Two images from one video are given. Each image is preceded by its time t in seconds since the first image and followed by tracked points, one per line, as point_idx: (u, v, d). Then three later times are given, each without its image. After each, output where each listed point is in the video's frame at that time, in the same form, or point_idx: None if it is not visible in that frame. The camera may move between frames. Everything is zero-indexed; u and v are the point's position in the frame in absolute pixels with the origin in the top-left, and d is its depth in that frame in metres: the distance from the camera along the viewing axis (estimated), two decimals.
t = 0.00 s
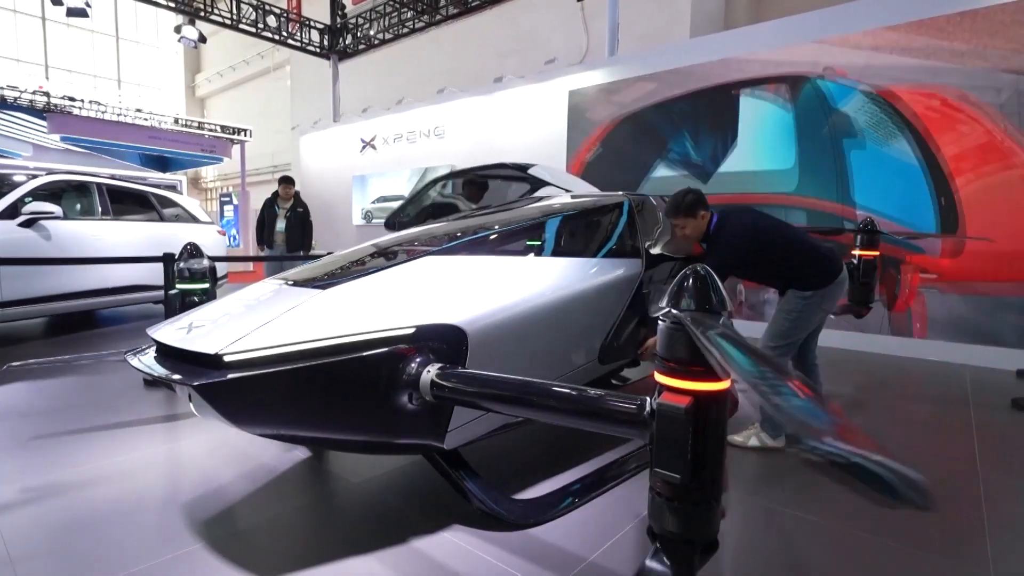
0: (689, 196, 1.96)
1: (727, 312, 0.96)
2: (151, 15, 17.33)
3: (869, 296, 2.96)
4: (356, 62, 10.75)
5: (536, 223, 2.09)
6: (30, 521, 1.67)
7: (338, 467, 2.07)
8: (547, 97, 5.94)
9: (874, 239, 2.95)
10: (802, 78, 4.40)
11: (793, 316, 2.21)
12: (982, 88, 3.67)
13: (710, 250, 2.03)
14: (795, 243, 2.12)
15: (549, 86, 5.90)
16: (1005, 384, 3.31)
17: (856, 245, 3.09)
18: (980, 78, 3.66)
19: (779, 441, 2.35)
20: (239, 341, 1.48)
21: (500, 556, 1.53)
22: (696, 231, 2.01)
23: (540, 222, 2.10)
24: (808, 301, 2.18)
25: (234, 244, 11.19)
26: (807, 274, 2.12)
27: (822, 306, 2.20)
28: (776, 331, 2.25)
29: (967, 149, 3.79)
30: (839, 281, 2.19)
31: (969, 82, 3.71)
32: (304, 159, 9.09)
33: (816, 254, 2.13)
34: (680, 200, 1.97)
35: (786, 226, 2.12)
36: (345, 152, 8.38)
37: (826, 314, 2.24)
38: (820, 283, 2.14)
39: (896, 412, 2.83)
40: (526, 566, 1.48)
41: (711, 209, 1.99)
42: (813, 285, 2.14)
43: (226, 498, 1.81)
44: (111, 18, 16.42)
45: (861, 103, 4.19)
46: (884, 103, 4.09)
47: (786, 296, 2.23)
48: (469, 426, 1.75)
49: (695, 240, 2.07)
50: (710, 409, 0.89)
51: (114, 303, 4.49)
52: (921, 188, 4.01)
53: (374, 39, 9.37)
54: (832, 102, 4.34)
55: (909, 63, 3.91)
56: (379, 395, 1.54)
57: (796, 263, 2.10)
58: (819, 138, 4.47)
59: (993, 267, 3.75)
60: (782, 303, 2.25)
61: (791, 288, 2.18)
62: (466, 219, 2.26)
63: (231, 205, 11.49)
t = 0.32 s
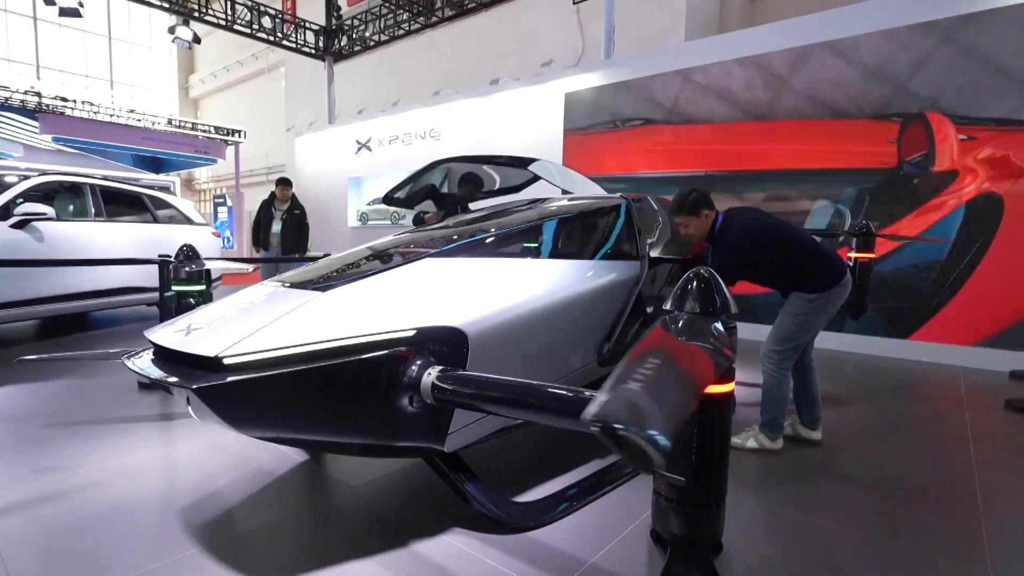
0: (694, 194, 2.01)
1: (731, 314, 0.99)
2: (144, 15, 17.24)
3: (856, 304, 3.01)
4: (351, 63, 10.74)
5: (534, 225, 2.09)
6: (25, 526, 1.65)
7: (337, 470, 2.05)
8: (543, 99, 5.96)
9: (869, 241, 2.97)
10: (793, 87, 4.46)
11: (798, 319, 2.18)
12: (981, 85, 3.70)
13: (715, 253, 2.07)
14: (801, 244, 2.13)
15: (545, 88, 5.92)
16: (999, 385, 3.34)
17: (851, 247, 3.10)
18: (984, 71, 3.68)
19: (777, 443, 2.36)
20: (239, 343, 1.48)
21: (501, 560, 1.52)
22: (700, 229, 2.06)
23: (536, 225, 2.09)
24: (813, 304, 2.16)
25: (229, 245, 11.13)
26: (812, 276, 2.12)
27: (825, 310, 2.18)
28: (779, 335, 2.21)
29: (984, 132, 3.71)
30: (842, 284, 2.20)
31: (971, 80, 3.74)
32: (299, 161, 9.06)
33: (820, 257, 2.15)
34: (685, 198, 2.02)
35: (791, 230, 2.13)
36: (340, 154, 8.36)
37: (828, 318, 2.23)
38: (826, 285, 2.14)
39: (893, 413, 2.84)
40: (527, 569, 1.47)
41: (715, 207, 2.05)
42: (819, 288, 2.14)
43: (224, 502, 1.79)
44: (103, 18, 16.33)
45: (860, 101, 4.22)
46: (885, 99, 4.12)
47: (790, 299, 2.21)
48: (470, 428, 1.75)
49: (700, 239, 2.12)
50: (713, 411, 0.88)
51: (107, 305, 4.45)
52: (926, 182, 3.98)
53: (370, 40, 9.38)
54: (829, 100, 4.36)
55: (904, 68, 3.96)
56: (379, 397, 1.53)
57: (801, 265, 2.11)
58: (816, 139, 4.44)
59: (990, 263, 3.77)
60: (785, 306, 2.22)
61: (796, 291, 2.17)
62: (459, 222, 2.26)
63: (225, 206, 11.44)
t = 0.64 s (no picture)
0: (699, 185, 2.10)
1: (733, 318, 0.96)
2: (129, 17, 17.05)
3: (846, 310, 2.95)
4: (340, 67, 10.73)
5: (527, 229, 2.09)
6: (11, 537, 1.60)
7: (330, 476, 2.03)
8: (534, 104, 5.99)
9: (858, 245, 3.02)
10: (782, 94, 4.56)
11: (796, 321, 2.18)
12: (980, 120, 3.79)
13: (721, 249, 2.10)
14: (802, 248, 2.15)
15: (536, 93, 5.95)
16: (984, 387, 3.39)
17: (840, 251, 3.14)
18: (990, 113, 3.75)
19: (770, 445, 2.37)
20: (233, 348, 1.45)
21: (499, 565, 1.51)
22: (705, 220, 2.13)
23: (529, 229, 2.10)
24: (811, 307, 2.16)
25: (215, 249, 11.00)
26: (812, 280, 2.14)
27: (822, 314, 2.19)
28: (774, 338, 2.21)
29: (977, 171, 3.83)
30: (840, 289, 2.20)
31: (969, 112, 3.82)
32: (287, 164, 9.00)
33: (820, 262, 2.16)
34: (693, 187, 2.10)
35: (795, 234, 2.14)
36: (329, 158, 8.32)
37: (826, 322, 2.23)
38: (825, 289, 2.15)
39: (881, 415, 2.88)
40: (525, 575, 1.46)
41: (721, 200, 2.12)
42: (819, 291, 2.15)
43: (218, 509, 1.77)
44: (88, 20, 16.13)
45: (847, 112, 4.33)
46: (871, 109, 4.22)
47: (787, 301, 2.21)
48: (464, 434, 1.74)
49: (706, 231, 2.18)
50: (716, 413, 0.89)
51: (91, 310, 4.38)
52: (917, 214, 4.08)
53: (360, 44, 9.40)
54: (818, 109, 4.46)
55: (891, 75, 4.07)
56: (376, 403, 1.52)
57: (800, 267, 2.13)
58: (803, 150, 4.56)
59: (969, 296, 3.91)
60: (782, 309, 2.22)
61: (794, 294, 2.18)
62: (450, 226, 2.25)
63: (212, 210, 11.32)
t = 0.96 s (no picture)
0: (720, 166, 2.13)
1: (735, 321, 0.94)
2: (115, 18, 16.87)
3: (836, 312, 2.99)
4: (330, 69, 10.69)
5: (520, 233, 2.08)
6: None
7: (322, 482, 2.00)
8: (525, 108, 6.00)
9: (848, 247, 3.05)
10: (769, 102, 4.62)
11: (795, 325, 2.18)
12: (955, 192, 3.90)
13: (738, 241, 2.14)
14: (811, 248, 2.16)
15: (527, 97, 5.97)
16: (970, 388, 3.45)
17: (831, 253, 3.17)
18: (977, 220, 3.83)
19: (764, 447, 2.40)
20: (228, 353, 1.43)
21: (496, 570, 1.50)
22: (723, 201, 2.17)
23: (522, 233, 2.09)
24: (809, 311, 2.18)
25: (203, 252, 10.88)
26: (815, 282, 2.17)
27: (819, 318, 2.20)
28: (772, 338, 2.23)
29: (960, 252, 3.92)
30: (840, 296, 2.22)
31: (953, 205, 3.91)
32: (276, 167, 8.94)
33: (825, 264, 2.17)
34: (710, 171, 2.14)
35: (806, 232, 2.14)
36: (319, 161, 8.27)
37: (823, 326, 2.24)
38: (827, 293, 2.18)
39: (872, 416, 2.90)
40: None
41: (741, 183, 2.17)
42: (824, 292, 2.18)
43: (210, 517, 1.74)
44: (72, 21, 15.93)
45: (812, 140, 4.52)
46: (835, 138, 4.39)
47: (789, 299, 2.24)
48: (461, 438, 1.72)
49: (723, 214, 2.23)
50: (720, 417, 0.88)
51: (77, 314, 4.31)
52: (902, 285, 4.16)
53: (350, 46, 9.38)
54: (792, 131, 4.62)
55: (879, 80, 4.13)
56: (373, 408, 1.51)
57: (802, 267, 2.15)
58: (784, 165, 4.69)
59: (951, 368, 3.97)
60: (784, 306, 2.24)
61: (795, 294, 2.21)
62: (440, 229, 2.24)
63: (199, 213, 11.20)
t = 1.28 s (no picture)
0: (767, 144, 2.19)
1: (740, 324, 0.92)
2: (104, 19, 16.74)
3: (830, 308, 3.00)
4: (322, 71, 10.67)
5: (514, 235, 2.06)
6: None
7: (318, 488, 1.98)
8: (520, 109, 6.00)
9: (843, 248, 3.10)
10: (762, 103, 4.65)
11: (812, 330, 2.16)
12: (945, 219, 4.00)
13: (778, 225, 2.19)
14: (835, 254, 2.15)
15: (521, 99, 5.96)
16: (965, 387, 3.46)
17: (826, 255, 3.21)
18: (968, 270, 3.93)
19: (763, 448, 2.39)
20: (222, 359, 1.41)
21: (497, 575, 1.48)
22: (762, 178, 2.23)
23: (518, 234, 2.07)
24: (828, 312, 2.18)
25: (194, 256, 10.79)
26: (834, 283, 2.17)
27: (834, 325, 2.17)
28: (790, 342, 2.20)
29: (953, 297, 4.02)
30: (856, 300, 2.21)
31: (946, 239, 4.01)
32: (269, 170, 8.89)
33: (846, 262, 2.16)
34: (751, 151, 2.21)
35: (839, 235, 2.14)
36: (312, 163, 8.24)
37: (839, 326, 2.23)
38: (847, 294, 2.18)
39: (868, 417, 2.90)
40: None
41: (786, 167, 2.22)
42: (847, 294, 2.17)
43: (203, 526, 1.71)
44: (61, 23, 15.81)
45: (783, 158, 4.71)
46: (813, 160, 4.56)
47: (804, 301, 2.24)
48: (460, 442, 1.70)
49: (762, 193, 2.28)
50: (724, 421, 0.87)
51: (67, 319, 4.25)
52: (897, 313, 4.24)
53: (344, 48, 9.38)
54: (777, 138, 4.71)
55: (873, 80, 4.15)
56: (369, 411, 1.48)
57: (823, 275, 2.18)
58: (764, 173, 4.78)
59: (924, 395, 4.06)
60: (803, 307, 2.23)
61: (811, 296, 2.21)
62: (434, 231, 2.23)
63: (191, 216, 11.11)
